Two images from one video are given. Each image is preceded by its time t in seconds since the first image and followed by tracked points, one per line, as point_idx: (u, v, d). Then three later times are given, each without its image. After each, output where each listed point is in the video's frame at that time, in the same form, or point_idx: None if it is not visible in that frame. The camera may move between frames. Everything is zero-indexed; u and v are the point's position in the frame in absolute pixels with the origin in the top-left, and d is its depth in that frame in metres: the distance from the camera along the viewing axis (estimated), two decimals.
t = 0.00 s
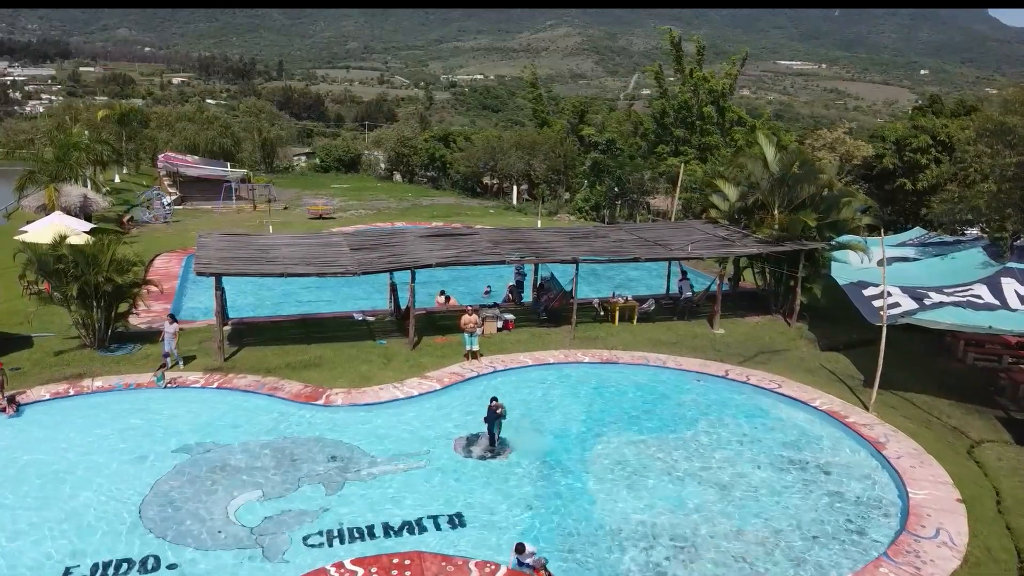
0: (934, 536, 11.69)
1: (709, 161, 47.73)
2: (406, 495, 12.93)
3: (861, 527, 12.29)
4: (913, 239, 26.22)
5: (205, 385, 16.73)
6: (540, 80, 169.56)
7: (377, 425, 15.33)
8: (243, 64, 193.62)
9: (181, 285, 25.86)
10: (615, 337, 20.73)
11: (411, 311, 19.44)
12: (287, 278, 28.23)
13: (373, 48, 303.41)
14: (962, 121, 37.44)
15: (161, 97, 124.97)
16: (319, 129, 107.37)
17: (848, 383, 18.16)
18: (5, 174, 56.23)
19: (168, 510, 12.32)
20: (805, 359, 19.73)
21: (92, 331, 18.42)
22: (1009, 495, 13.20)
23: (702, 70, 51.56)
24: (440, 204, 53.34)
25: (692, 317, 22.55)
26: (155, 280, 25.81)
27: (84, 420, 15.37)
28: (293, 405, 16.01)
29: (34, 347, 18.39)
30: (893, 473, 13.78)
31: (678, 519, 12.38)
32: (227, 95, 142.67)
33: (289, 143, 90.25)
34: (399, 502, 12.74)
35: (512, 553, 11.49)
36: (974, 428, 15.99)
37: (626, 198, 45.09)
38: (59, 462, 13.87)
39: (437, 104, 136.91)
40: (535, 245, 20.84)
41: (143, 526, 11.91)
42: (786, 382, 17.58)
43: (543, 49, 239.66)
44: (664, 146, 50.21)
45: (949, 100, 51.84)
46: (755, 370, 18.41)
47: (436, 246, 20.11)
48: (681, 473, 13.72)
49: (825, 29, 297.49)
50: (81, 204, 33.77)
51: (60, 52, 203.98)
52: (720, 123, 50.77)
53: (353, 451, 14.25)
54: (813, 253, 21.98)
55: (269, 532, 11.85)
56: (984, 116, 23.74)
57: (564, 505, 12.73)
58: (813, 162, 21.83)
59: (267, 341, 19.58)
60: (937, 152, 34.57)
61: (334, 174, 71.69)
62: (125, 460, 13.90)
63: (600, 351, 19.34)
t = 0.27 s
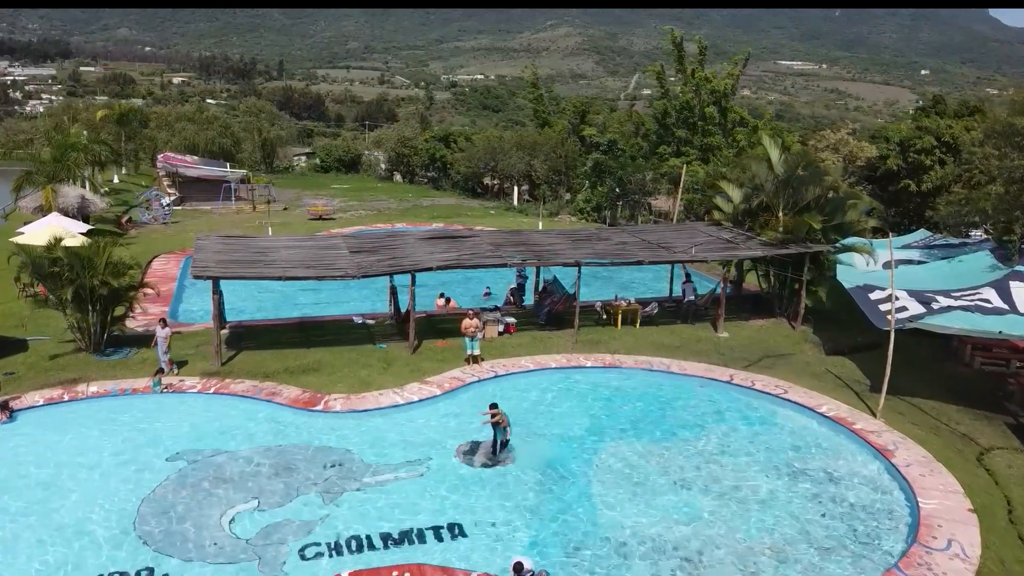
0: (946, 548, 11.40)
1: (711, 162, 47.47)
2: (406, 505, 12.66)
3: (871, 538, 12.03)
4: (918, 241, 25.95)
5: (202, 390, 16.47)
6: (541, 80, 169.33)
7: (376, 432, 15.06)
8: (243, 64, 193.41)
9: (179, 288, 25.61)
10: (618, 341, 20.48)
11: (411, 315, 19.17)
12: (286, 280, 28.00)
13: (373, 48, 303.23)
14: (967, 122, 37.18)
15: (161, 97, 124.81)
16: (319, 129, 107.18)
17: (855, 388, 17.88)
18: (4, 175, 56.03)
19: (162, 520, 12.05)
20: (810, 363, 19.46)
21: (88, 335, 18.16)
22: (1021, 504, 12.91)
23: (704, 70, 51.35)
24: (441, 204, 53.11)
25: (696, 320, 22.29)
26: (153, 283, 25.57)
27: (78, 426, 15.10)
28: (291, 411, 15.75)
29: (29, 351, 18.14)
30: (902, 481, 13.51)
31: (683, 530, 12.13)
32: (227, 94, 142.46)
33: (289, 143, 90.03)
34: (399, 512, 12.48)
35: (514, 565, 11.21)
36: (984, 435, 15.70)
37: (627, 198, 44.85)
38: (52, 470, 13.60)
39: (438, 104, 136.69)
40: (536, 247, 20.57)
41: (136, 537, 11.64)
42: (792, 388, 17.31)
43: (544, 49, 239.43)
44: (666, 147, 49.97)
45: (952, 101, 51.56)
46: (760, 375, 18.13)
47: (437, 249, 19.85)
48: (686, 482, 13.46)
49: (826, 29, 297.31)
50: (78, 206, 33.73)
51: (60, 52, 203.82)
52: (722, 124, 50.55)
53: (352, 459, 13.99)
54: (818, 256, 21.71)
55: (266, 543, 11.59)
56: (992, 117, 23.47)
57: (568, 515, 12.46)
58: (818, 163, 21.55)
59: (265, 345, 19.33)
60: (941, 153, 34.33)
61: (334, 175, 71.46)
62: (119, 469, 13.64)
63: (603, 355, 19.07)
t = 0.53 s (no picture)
0: (960, 562, 11.09)
1: (713, 163, 47.17)
2: (404, 516, 12.35)
3: (881, 551, 11.73)
4: (924, 243, 25.61)
5: (198, 397, 16.17)
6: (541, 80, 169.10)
7: (374, 440, 14.76)
8: (244, 63, 193.18)
9: (176, 290, 25.33)
10: (620, 345, 20.17)
11: (410, 319, 18.87)
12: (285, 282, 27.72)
13: (374, 47, 302.89)
14: (971, 123, 36.88)
15: (161, 97, 124.54)
16: (319, 129, 106.79)
17: (862, 394, 17.57)
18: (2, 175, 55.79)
19: (155, 532, 11.76)
20: (815, 369, 19.15)
21: (82, 339, 17.86)
22: None
23: (706, 71, 51.07)
24: (441, 205, 52.83)
25: (699, 324, 21.99)
26: (149, 285, 25.28)
27: (71, 434, 14.81)
28: (288, 418, 15.45)
29: (22, 355, 17.85)
30: (912, 492, 13.21)
31: (689, 542, 11.82)
32: (227, 94, 142.26)
33: (289, 143, 89.82)
34: (398, 524, 12.17)
35: None
36: (994, 443, 15.38)
37: (628, 199, 44.57)
38: (44, 479, 13.31)
39: (438, 104, 136.40)
40: (538, 250, 20.26)
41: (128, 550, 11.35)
42: (798, 394, 17.01)
43: (544, 49, 239.17)
44: (668, 147, 49.65)
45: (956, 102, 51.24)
46: (765, 381, 17.82)
47: (437, 252, 19.54)
48: (691, 491, 13.17)
49: (827, 30, 297.04)
50: (76, 207, 33.07)
51: (61, 52, 203.59)
52: (724, 124, 50.29)
53: (350, 468, 13.69)
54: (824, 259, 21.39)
55: (261, 556, 11.29)
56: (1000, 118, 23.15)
57: (570, 527, 12.16)
58: (824, 165, 21.21)
59: (262, 349, 19.03)
60: (946, 154, 34.05)
61: (334, 175, 71.19)
62: (112, 478, 13.34)
63: (605, 360, 18.76)
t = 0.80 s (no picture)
0: None
1: (715, 164, 46.82)
2: (402, 531, 12.01)
3: (893, 566, 11.41)
4: (929, 245, 25.30)
5: (192, 403, 15.85)
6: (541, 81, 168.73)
7: (372, 449, 14.44)
8: (244, 63, 192.72)
9: (172, 293, 25.02)
10: (623, 350, 19.83)
11: (409, 324, 18.53)
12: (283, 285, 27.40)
13: (374, 47, 302.34)
14: (976, 124, 36.54)
15: (161, 97, 124.08)
16: (319, 129, 106.45)
17: (869, 400, 17.23)
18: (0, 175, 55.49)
19: (145, 546, 11.43)
20: (821, 374, 18.82)
21: (74, 345, 17.52)
22: None
23: (708, 71, 50.73)
24: (441, 206, 52.47)
25: (703, 328, 21.64)
26: (145, 289, 24.93)
27: (61, 442, 14.48)
28: (284, 426, 15.12)
29: (14, 361, 17.53)
30: (923, 504, 12.88)
31: (695, 557, 11.50)
32: (227, 94, 141.99)
33: (289, 143, 89.53)
34: (395, 538, 11.84)
35: None
36: (1006, 452, 15.04)
37: (630, 201, 44.24)
38: (32, 490, 12.99)
39: (438, 104, 136.00)
40: (539, 253, 19.92)
41: (117, 565, 11.02)
42: (804, 401, 16.68)
43: (544, 49, 238.71)
44: (669, 148, 49.27)
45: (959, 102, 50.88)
46: (771, 387, 17.49)
47: (436, 255, 19.20)
48: (696, 504, 12.85)
49: (828, 30, 296.75)
50: (72, 208, 32.13)
51: (61, 52, 203.15)
52: (726, 125, 49.97)
53: (346, 479, 13.37)
54: (829, 262, 21.00)
55: (254, 572, 10.96)
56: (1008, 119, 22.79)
57: (572, 541, 11.84)
58: (830, 167, 20.73)
59: (258, 354, 18.71)
60: (951, 156, 33.72)
61: (334, 175, 70.85)
62: (102, 489, 13.02)
63: (608, 366, 18.43)
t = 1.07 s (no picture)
0: None
1: (717, 165, 46.45)
2: (399, 545, 11.67)
3: None
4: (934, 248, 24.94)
5: (185, 411, 15.50)
6: (542, 80, 168.33)
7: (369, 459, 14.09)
8: (245, 63, 192.36)
9: (168, 296, 24.68)
10: (625, 356, 19.48)
11: (408, 329, 18.17)
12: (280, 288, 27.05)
13: (375, 47, 301.87)
14: (982, 126, 36.20)
15: (161, 97, 123.71)
16: (319, 129, 106.14)
17: (877, 408, 16.88)
18: None
19: (134, 562, 11.08)
20: (828, 380, 18.46)
21: (66, 350, 17.16)
22: None
23: (710, 71, 50.34)
24: (441, 207, 52.12)
25: (707, 333, 21.29)
26: (140, 292, 24.57)
27: (50, 452, 14.13)
28: (280, 435, 14.77)
29: (4, 367, 17.18)
30: (935, 517, 12.53)
31: (701, 573, 11.14)
32: (227, 94, 141.64)
33: (289, 143, 89.16)
34: (391, 553, 11.49)
35: None
36: (1018, 462, 14.68)
37: (631, 201, 43.92)
38: (20, 502, 12.64)
39: (438, 104, 135.60)
40: (540, 257, 19.56)
41: None
42: (811, 408, 16.33)
43: (545, 49, 238.28)
44: (671, 148, 48.89)
45: (963, 102, 50.43)
46: (777, 394, 17.14)
47: (435, 259, 18.83)
48: (702, 516, 12.50)
49: (829, 30, 296.47)
50: (68, 209, 32.46)
51: (61, 51, 202.74)
52: (728, 126, 49.64)
53: (342, 490, 13.02)
54: (835, 266, 20.65)
55: None
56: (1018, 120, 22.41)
57: (575, 556, 11.48)
58: (836, 169, 20.37)
59: (254, 360, 18.36)
60: (956, 157, 33.30)
61: (333, 176, 70.49)
62: (91, 501, 12.67)
63: (610, 372, 18.08)
